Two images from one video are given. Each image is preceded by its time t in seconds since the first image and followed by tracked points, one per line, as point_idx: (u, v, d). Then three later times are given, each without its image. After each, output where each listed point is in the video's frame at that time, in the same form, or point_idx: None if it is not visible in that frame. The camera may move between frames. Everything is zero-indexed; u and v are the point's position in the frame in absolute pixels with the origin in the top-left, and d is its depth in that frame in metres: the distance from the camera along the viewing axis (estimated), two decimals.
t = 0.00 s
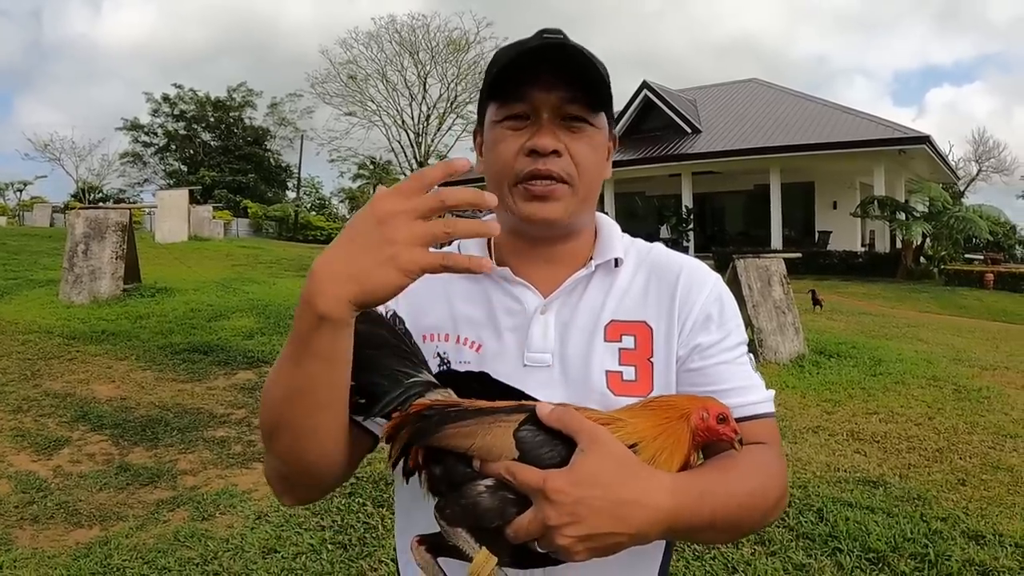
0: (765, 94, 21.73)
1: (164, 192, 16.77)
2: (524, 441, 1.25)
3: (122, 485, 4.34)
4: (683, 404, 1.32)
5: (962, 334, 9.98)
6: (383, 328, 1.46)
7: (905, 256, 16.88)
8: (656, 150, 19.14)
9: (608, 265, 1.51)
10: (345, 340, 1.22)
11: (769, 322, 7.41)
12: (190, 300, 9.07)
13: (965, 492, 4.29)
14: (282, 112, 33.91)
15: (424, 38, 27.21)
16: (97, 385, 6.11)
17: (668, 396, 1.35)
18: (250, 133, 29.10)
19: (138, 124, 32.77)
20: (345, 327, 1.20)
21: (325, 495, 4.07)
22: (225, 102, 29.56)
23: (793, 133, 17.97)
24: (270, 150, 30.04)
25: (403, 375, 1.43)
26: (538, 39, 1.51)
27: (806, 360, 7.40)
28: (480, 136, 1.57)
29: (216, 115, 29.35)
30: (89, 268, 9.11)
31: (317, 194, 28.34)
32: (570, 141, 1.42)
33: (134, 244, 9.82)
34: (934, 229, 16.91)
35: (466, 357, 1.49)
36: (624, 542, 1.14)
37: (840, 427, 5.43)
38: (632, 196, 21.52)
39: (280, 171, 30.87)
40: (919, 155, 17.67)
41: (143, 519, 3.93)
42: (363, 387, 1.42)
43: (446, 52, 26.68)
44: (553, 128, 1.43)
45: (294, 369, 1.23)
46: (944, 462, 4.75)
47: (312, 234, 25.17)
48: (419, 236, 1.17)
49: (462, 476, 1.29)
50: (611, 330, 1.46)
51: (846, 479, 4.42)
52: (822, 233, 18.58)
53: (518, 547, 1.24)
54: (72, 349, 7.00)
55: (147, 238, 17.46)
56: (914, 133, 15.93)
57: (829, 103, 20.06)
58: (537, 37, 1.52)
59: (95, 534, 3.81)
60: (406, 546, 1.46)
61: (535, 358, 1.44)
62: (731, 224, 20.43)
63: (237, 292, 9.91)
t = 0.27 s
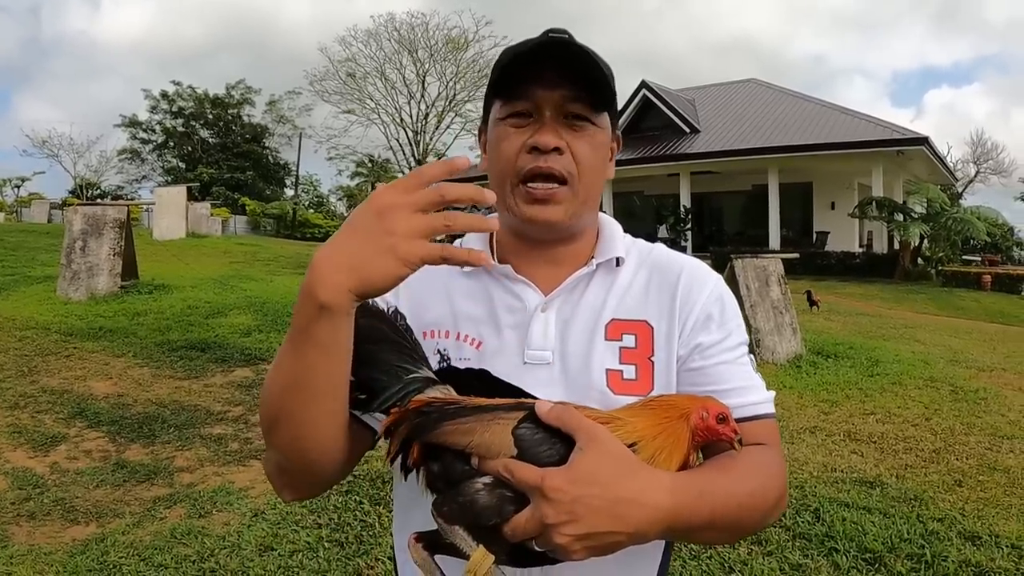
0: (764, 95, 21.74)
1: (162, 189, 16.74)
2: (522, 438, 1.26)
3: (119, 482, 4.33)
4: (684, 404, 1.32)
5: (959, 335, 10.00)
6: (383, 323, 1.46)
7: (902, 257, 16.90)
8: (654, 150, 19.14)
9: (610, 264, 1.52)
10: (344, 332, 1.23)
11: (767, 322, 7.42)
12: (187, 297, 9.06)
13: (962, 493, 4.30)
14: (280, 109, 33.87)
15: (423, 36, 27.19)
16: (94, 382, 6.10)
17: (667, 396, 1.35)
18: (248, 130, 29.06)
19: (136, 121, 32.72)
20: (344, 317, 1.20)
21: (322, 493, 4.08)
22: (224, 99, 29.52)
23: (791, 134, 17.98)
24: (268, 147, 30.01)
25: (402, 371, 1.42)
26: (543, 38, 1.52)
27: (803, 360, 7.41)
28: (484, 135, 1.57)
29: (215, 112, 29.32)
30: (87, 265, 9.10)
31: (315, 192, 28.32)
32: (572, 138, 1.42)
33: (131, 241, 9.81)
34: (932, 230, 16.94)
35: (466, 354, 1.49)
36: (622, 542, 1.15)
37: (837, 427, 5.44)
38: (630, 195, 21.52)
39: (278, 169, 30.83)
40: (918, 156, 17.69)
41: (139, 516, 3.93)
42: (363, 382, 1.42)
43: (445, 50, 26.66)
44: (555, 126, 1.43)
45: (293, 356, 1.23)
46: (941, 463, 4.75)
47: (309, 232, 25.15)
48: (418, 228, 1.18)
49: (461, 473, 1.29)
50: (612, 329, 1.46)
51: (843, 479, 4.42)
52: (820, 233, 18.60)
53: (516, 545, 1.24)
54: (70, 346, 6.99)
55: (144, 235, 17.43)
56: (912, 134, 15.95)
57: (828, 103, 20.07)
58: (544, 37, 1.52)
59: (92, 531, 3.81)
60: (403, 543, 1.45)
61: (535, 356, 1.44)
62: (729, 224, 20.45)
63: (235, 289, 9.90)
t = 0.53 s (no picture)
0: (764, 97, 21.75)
1: (163, 189, 16.75)
2: (529, 445, 1.26)
3: (119, 483, 4.33)
4: (688, 408, 1.32)
5: (959, 338, 10.00)
6: (388, 327, 1.45)
7: (902, 260, 16.90)
8: (655, 152, 19.15)
9: (613, 264, 1.52)
10: (338, 311, 1.25)
11: (767, 324, 7.43)
12: (187, 298, 9.06)
13: (962, 495, 4.30)
14: (281, 110, 33.89)
15: (424, 38, 27.20)
16: (94, 382, 6.11)
17: (672, 400, 1.35)
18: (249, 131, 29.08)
19: (137, 121, 32.73)
20: (342, 293, 1.24)
21: (323, 494, 4.07)
22: (225, 100, 29.54)
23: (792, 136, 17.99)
24: (269, 148, 30.02)
25: (406, 377, 1.41)
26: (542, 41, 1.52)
27: (803, 363, 7.42)
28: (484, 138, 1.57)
29: (216, 112, 29.34)
30: (87, 266, 9.10)
31: (315, 193, 28.35)
32: (571, 144, 1.42)
33: (132, 242, 9.81)
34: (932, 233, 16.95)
35: (470, 356, 1.49)
36: (629, 547, 1.15)
37: (837, 430, 5.44)
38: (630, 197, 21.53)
39: (279, 170, 30.84)
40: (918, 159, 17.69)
41: (139, 517, 3.92)
42: (367, 388, 1.41)
43: (446, 52, 26.67)
44: (554, 133, 1.43)
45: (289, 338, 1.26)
46: (941, 466, 4.75)
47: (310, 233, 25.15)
48: (413, 206, 1.24)
49: (467, 481, 1.29)
50: (616, 330, 1.46)
51: (843, 482, 4.43)
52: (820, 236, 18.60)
53: (521, 552, 1.24)
54: (70, 346, 6.99)
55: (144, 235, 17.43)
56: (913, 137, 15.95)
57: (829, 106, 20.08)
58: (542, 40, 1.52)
59: (92, 532, 3.80)
60: (409, 550, 1.44)
61: (539, 358, 1.44)
62: (730, 227, 20.45)
63: (235, 290, 9.91)
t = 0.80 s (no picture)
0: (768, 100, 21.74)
1: (166, 190, 16.78)
2: (538, 447, 1.26)
3: (122, 484, 4.34)
4: (695, 409, 1.33)
5: (963, 341, 9.98)
6: (394, 329, 1.44)
7: (906, 262, 16.87)
8: (658, 154, 19.14)
9: (619, 266, 1.52)
10: (348, 311, 1.25)
11: (770, 327, 7.42)
12: (191, 299, 9.08)
13: (965, 498, 4.29)
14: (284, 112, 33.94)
15: (427, 40, 27.24)
16: (98, 382, 6.12)
17: (679, 402, 1.36)
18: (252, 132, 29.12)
19: (140, 122, 32.80)
20: (351, 293, 1.24)
21: (326, 496, 4.07)
22: (228, 101, 29.59)
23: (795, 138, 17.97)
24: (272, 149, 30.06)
25: (414, 380, 1.41)
26: (548, 43, 1.50)
27: (806, 365, 7.41)
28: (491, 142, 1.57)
29: (219, 114, 29.40)
30: (91, 267, 9.12)
31: (318, 195, 28.40)
32: (576, 153, 1.42)
33: (136, 243, 9.84)
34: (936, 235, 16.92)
35: (476, 356, 1.49)
36: (638, 548, 1.15)
37: (840, 433, 5.43)
38: (633, 199, 21.52)
39: (282, 171, 30.89)
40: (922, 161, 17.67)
41: (142, 518, 3.93)
42: (375, 390, 1.41)
43: (450, 54, 26.70)
44: (559, 141, 1.43)
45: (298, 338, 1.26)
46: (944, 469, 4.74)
47: (313, 235, 25.19)
48: (425, 207, 1.25)
49: (476, 483, 1.30)
50: (623, 331, 1.46)
51: (846, 485, 4.42)
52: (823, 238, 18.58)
53: (528, 555, 1.24)
54: (73, 347, 7.01)
55: (148, 236, 17.45)
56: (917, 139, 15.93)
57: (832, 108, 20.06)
58: (548, 42, 1.50)
59: (95, 532, 3.81)
60: (417, 552, 1.44)
61: (546, 360, 1.44)
62: (733, 229, 20.44)
63: (238, 291, 9.92)
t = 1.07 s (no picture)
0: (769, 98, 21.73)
1: (167, 189, 16.78)
2: (542, 449, 1.26)
3: (123, 483, 4.34)
4: (699, 410, 1.32)
5: (964, 340, 9.98)
6: (398, 328, 1.43)
7: (907, 261, 16.86)
8: (659, 152, 19.13)
9: (622, 266, 1.52)
10: (355, 320, 1.26)
11: (771, 326, 7.42)
12: (191, 298, 9.08)
13: (966, 497, 4.29)
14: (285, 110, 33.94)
15: (428, 38, 27.24)
16: (98, 381, 6.12)
17: (682, 402, 1.36)
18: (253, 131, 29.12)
19: (141, 121, 32.80)
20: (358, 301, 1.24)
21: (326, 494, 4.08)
22: (229, 100, 29.60)
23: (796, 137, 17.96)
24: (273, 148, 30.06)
25: (417, 378, 1.40)
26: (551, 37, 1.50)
27: (807, 364, 7.41)
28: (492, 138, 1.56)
29: (220, 113, 29.40)
30: (91, 265, 9.12)
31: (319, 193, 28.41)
32: (580, 150, 1.42)
33: (136, 242, 9.84)
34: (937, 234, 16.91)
35: (478, 355, 1.49)
36: (642, 550, 1.15)
37: (841, 432, 5.43)
38: (634, 198, 21.51)
39: (283, 170, 30.89)
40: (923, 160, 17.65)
41: (143, 517, 3.93)
42: (378, 390, 1.40)
43: (450, 52, 26.69)
44: (563, 139, 1.42)
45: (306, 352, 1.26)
46: (945, 468, 4.74)
47: (313, 233, 25.18)
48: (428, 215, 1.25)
49: (480, 484, 1.30)
50: (626, 330, 1.46)
51: (847, 483, 4.42)
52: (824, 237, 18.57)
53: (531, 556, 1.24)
54: (74, 346, 7.01)
55: (148, 235, 17.45)
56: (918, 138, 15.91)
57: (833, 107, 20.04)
58: (551, 38, 1.50)
59: (95, 531, 3.81)
60: (420, 552, 1.43)
61: (549, 359, 1.44)
62: (733, 227, 20.42)
63: (239, 290, 9.93)
